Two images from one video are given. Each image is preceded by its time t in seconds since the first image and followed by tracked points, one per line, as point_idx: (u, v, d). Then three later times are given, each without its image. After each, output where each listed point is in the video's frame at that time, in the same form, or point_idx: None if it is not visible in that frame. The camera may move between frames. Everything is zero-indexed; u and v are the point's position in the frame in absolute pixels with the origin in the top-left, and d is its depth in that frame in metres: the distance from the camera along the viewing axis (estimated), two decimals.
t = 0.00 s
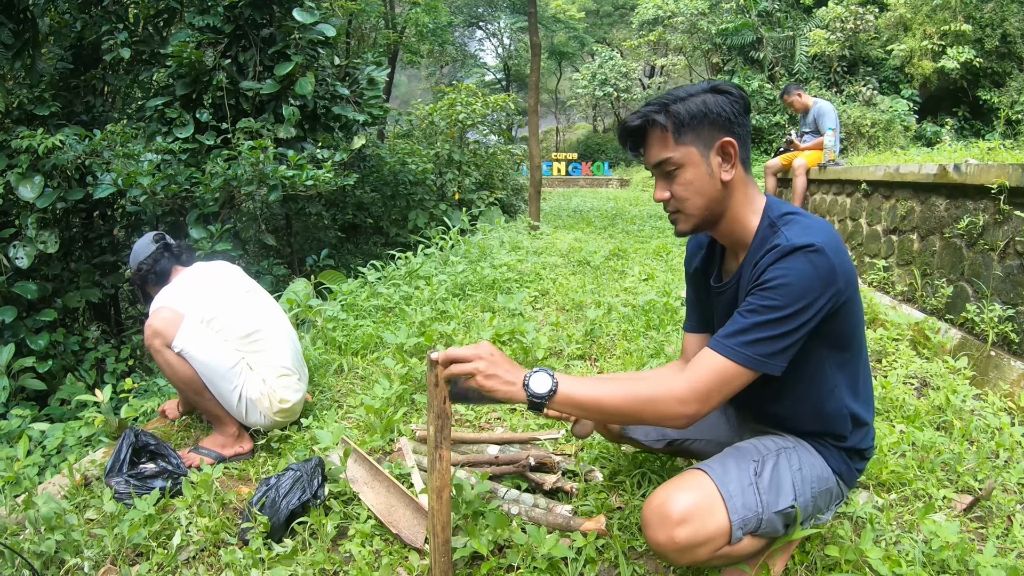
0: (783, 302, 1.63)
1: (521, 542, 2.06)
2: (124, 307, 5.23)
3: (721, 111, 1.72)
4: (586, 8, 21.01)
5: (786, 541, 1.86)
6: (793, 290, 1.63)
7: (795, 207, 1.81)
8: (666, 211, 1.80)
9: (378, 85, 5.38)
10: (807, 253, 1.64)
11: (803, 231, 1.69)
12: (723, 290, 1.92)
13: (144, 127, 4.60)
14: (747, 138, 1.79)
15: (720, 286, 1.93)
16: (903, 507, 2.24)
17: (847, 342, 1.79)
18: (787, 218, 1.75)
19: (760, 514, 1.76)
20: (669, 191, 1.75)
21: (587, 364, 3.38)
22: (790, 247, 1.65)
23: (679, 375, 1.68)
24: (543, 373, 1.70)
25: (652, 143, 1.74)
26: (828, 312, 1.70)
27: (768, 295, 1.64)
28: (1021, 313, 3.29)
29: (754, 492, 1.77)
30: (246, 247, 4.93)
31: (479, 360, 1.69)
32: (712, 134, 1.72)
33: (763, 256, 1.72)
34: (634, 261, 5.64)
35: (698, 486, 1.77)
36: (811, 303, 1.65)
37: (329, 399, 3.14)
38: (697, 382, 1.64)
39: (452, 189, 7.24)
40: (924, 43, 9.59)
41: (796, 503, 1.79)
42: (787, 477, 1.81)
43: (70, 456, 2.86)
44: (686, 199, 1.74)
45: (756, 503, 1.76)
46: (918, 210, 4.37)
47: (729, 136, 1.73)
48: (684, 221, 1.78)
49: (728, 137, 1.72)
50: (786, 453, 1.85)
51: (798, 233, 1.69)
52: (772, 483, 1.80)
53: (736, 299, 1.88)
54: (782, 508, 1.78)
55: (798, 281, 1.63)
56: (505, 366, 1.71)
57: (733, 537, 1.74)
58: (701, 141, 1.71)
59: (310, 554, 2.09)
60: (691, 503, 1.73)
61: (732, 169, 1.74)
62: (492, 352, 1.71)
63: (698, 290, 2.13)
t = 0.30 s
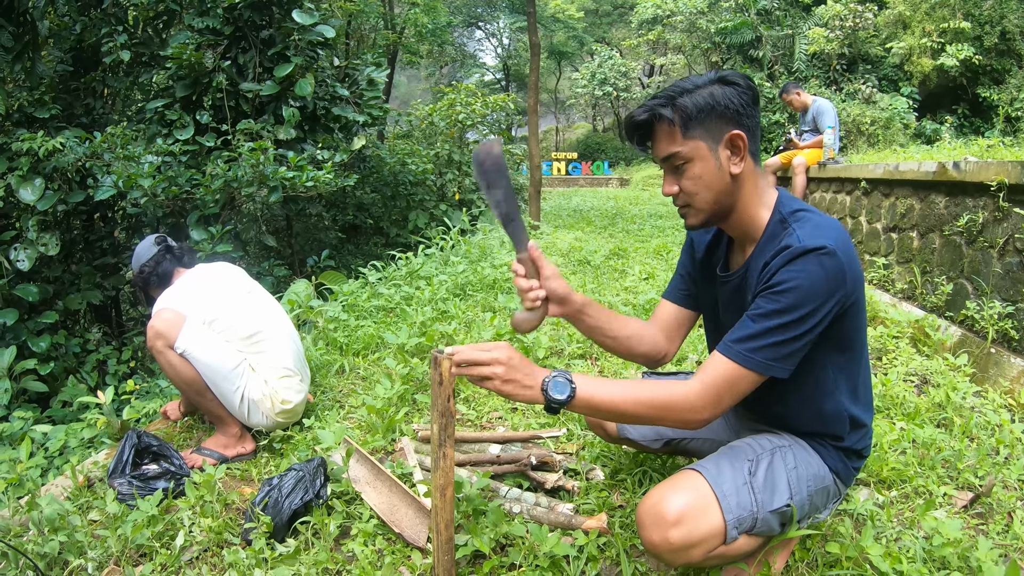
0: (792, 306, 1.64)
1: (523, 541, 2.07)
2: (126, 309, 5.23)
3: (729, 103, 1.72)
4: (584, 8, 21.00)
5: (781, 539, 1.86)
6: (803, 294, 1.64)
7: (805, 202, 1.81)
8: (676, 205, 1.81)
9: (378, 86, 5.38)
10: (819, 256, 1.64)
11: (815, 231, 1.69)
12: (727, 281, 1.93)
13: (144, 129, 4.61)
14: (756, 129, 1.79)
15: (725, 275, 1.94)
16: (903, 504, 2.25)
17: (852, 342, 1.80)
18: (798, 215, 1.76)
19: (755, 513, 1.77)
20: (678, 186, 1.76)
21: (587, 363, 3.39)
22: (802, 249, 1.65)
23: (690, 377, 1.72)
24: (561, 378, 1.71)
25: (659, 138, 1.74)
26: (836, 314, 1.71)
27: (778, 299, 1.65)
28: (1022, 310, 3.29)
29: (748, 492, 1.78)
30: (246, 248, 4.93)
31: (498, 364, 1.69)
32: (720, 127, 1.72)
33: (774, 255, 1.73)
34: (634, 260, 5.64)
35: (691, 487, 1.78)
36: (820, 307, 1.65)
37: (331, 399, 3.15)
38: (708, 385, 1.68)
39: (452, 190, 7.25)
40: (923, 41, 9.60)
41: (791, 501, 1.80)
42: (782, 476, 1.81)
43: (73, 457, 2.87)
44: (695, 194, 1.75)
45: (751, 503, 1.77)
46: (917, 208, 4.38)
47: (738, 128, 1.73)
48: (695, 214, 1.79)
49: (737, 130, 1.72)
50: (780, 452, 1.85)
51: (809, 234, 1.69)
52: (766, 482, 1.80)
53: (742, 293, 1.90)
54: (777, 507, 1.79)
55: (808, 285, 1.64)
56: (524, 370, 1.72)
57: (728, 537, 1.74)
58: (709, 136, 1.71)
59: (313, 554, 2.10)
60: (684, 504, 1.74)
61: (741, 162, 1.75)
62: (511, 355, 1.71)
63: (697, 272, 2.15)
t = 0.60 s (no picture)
0: (802, 315, 1.64)
1: (524, 543, 2.07)
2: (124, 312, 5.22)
3: (734, 103, 1.73)
4: (582, 8, 21.01)
5: (790, 541, 1.88)
6: (813, 300, 1.64)
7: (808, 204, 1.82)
8: (678, 205, 1.81)
9: (376, 87, 5.38)
10: (827, 260, 1.65)
11: (821, 235, 1.69)
12: (729, 285, 1.92)
13: (142, 131, 4.61)
14: (759, 129, 1.80)
15: (726, 281, 1.93)
16: (904, 504, 2.25)
17: (853, 341, 1.80)
18: (800, 218, 1.76)
19: (765, 515, 1.77)
20: (680, 185, 1.76)
21: (587, 364, 3.39)
22: (810, 255, 1.65)
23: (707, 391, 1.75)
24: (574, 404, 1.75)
25: (663, 136, 1.74)
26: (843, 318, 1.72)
27: (789, 306, 1.65)
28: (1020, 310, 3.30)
29: (758, 494, 1.78)
30: (244, 250, 4.93)
31: (514, 397, 1.70)
32: (725, 127, 1.72)
33: (780, 260, 1.73)
34: (633, 261, 5.65)
35: (701, 490, 1.77)
36: (830, 312, 1.66)
37: (330, 401, 3.15)
38: (725, 398, 1.70)
39: (451, 191, 7.26)
40: (920, 41, 9.63)
41: (799, 502, 1.81)
42: (790, 477, 1.82)
43: (73, 461, 2.86)
44: (698, 194, 1.75)
45: (761, 506, 1.77)
46: (915, 207, 4.39)
47: (743, 129, 1.74)
48: (696, 215, 1.79)
49: (742, 130, 1.73)
50: (788, 453, 1.85)
51: (815, 237, 1.69)
52: (775, 485, 1.81)
53: (743, 297, 1.90)
54: (786, 509, 1.79)
55: (819, 291, 1.64)
56: (540, 399, 1.73)
57: (739, 540, 1.75)
58: (714, 135, 1.71)
59: (314, 556, 2.10)
60: (697, 509, 1.73)
61: (746, 162, 1.75)
62: (526, 387, 1.72)
63: (699, 281, 2.16)
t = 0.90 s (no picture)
0: (789, 317, 1.63)
1: (523, 544, 2.05)
2: (121, 311, 5.20)
3: (719, 112, 1.72)
4: (580, 9, 20.99)
5: (788, 544, 1.86)
6: (801, 303, 1.63)
7: (799, 208, 1.81)
8: (670, 217, 1.79)
9: (375, 86, 5.36)
10: (815, 264, 1.63)
11: (810, 239, 1.68)
12: (725, 292, 1.91)
13: (140, 130, 4.58)
14: (746, 136, 1.79)
15: (723, 287, 1.92)
16: (906, 504, 2.24)
17: (854, 343, 1.78)
18: (791, 223, 1.75)
19: (763, 517, 1.76)
20: (671, 198, 1.75)
21: (586, 364, 3.37)
22: (798, 259, 1.64)
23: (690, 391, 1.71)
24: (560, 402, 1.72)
25: (649, 150, 1.73)
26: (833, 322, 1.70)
27: (777, 309, 1.64)
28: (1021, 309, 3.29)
29: (756, 496, 1.77)
30: (242, 250, 4.90)
31: (497, 395, 1.69)
32: (712, 137, 1.71)
33: (770, 265, 1.72)
34: (632, 260, 5.64)
35: (700, 489, 1.76)
36: (818, 315, 1.64)
37: (328, 401, 3.13)
38: (708, 399, 1.67)
39: (450, 190, 7.24)
40: (919, 41, 9.63)
41: (798, 506, 1.79)
42: (790, 480, 1.81)
43: (69, 461, 2.84)
44: (688, 206, 1.74)
45: (759, 507, 1.76)
46: (915, 207, 4.38)
47: (729, 137, 1.72)
48: (688, 226, 1.78)
49: (729, 139, 1.71)
50: (788, 455, 1.84)
51: (804, 242, 1.68)
52: (774, 486, 1.79)
53: (740, 304, 1.88)
54: (784, 511, 1.78)
55: (807, 294, 1.63)
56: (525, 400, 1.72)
57: (735, 541, 1.73)
58: (701, 145, 1.70)
59: (311, 558, 2.08)
60: (694, 507, 1.72)
61: (734, 171, 1.74)
62: (509, 385, 1.71)
63: (696, 291, 2.15)
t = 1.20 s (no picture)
0: (784, 309, 1.62)
1: (518, 544, 2.05)
2: (119, 310, 5.19)
3: (715, 111, 1.71)
4: (580, 8, 20.97)
5: (793, 547, 1.86)
6: (797, 296, 1.62)
7: (796, 208, 1.80)
8: (663, 216, 1.79)
9: (373, 85, 5.36)
10: (813, 259, 1.63)
11: (808, 236, 1.68)
12: (723, 296, 1.92)
13: (138, 129, 4.58)
14: (743, 137, 1.78)
15: (720, 291, 1.93)
16: (902, 505, 2.24)
17: (853, 344, 1.78)
18: (789, 221, 1.75)
19: (769, 520, 1.76)
20: (665, 196, 1.74)
21: (583, 363, 3.36)
22: (795, 253, 1.64)
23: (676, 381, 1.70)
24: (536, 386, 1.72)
25: (645, 146, 1.73)
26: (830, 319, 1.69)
27: (772, 302, 1.63)
28: (1019, 310, 3.29)
29: (762, 499, 1.76)
30: (240, 249, 4.89)
31: (470, 379, 1.69)
32: (707, 136, 1.71)
33: (766, 262, 1.71)
34: (630, 260, 5.64)
35: (706, 492, 1.75)
36: (815, 309, 1.63)
37: (324, 401, 3.13)
38: (693, 390, 1.65)
39: (448, 190, 7.23)
40: (918, 41, 9.64)
41: (803, 508, 1.79)
42: (795, 483, 1.80)
43: (65, 460, 2.84)
44: (682, 204, 1.73)
45: (765, 510, 1.76)
46: (913, 207, 4.37)
47: (725, 137, 1.72)
48: (682, 225, 1.77)
49: (724, 138, 1.71)
50: (792, 457, 1.84)
51: (802, 238, 1.68)
52: (780, 490, 1.79)
53: (736, 303, 1.88)
54: (790, 515, 1.78)
55: (803, 288, 1.62)
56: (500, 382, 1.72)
57: (741, 545, 1.73)
58: (696, 144, 1.69)
59: (307, 558, 2.08)
60: (700, 511, 1.71)
61: (729, 171, 1.73)
62: (482, 369, 1.70)
63: (696, 294, 2.15)
